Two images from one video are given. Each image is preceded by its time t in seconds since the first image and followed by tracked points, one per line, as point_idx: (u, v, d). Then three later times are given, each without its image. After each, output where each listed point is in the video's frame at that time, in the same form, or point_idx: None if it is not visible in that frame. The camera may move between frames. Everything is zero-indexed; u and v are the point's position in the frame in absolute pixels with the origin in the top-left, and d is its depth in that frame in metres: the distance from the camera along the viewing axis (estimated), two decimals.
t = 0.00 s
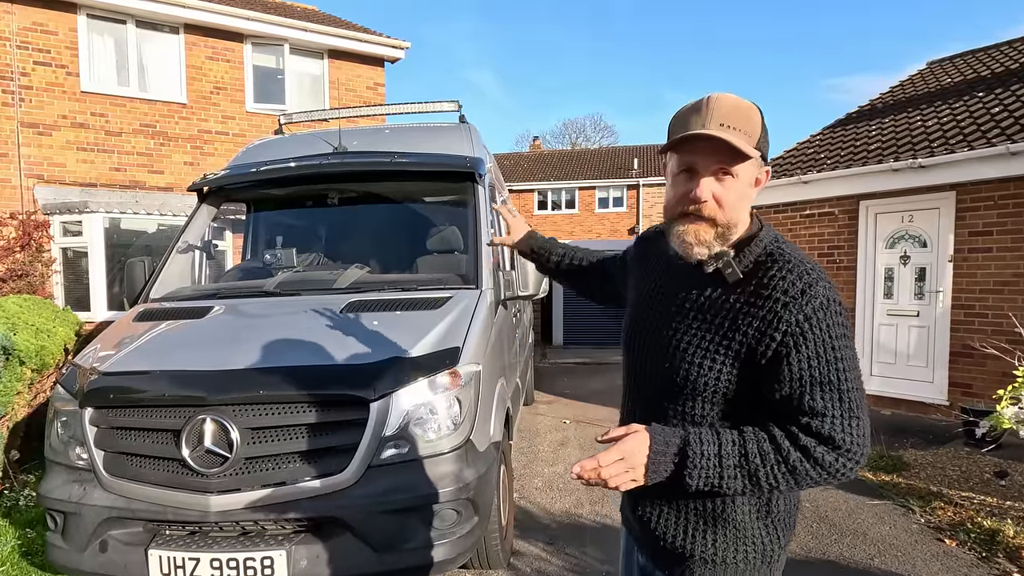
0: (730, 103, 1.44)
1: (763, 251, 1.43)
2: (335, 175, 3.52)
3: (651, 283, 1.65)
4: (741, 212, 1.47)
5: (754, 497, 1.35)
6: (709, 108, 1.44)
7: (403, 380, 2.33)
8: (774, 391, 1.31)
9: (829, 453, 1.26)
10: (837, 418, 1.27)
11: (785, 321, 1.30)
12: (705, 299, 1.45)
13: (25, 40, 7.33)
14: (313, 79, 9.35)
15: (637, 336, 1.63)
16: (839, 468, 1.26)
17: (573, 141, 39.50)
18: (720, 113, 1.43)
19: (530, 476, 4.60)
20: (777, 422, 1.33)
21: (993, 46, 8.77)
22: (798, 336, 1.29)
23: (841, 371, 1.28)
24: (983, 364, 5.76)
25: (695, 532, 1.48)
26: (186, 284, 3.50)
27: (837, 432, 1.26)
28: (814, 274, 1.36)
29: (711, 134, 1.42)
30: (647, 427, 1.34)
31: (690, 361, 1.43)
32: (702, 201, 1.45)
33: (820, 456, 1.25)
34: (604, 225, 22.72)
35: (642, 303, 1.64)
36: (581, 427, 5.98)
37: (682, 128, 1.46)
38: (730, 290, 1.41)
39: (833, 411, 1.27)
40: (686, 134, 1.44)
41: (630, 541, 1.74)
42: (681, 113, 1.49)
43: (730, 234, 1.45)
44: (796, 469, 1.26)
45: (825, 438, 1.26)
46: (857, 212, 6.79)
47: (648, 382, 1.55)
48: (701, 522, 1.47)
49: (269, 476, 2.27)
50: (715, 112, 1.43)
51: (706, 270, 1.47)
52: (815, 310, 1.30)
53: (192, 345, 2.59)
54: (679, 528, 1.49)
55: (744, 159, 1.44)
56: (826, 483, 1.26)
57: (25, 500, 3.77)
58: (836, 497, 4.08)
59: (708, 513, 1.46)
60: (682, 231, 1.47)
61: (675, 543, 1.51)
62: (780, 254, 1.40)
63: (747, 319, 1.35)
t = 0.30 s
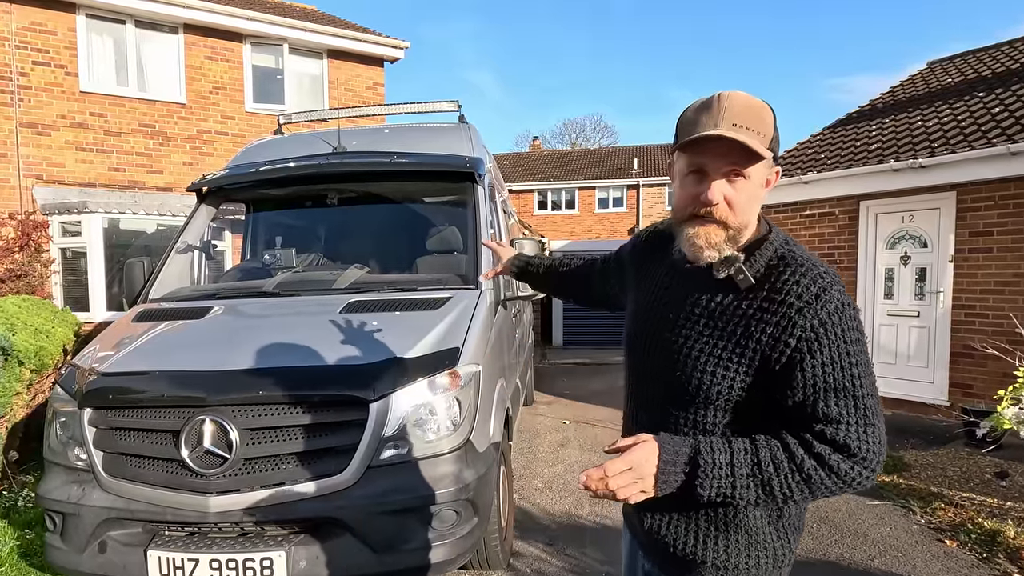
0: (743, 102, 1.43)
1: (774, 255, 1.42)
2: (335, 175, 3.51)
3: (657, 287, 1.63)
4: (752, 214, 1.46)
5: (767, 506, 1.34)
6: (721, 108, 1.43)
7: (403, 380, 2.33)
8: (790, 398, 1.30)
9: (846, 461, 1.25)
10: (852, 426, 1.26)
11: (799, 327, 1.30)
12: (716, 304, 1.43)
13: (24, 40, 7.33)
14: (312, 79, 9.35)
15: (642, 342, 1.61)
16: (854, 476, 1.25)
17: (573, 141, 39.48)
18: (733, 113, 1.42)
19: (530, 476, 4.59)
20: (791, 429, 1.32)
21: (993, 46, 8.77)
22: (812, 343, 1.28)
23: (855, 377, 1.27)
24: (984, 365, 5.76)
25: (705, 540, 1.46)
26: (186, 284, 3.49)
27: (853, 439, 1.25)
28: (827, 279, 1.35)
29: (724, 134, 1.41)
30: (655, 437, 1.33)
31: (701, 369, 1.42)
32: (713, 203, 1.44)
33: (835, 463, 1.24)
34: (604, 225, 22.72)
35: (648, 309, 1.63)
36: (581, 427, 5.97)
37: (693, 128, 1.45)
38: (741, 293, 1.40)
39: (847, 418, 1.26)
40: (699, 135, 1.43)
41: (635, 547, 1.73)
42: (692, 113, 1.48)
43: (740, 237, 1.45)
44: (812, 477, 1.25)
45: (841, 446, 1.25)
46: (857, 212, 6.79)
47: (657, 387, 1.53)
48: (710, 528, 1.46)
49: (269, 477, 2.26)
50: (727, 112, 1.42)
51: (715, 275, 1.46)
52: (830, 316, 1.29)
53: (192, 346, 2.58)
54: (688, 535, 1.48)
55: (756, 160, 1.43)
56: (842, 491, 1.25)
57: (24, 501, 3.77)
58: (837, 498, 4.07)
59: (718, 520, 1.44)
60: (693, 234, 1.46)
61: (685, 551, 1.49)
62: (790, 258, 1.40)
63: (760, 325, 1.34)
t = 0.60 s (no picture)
0: (744, 99, 1.43)
1: (779, 253, 1.41)
2: (334, 175, 3.50)
3: (657, 289, 1.61)
4: (753, 212, 1.45)
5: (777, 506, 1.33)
6: (721, 106, 1.42)
7: (402, 380, 2.32)
8: (800, 396, 1.30)
9: (858, 458, 1.25)
10: (862, 424, 1.26)
11: (808, 326, 1.29)
12: (721, 305, 1.42)
13: (23, 40, 7.32)
14: (312, 79, 9.34)
15: (646, 342, 1.59)
16: (865, 473, 1.25)
17: (573, 141, 39.48)
18: (733, 110, 1.41)
19: (529, 477, 4.59)
20: (802, 428, 1.32)
21: (993, 46, 8.76)
22: (821, 341, 1.28)
23: (864, 374, 1.27)
24: (984, 365, 5.75)
25: (711, 543, 1.45)
26: (185, 284, 3.48)
27: (864, 437, 1.25)
28: (832, 278, 1.35)
29: (725, 131, 1.40)
30: (667, 445, 1.31)
31: (708, 371, 1.40)
32: (715, 202, 1.44)
33: (848, 462, 1.24)
34: (604, 226, 22.71)
35: (646, 310, 1.62)
36: (580, 428, 5.96)
37: (695, 125, 1.44)
38: (747, 293, 1.39)
39: (858, 416, 1.26)
40: (699, 134, 1.42)
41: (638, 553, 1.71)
42: (692, 111, 1.47)
43: (742, 235, 1.44)
44: (826, 477, 1.25)
45: (853, 444, 1.25)
46: (858, 212, 6.78)
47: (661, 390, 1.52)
48: (718, 531, 1.44)
49: (269, 477, 2.25)
50: (728, 109, 1.41)
51: (719, 277, 1.45)
52: (836, 315, 1.29)
53: (191, 346, 2.57)
54: (696, 539, 1.47)
55: (757, 158, 1.43)
56: (854, 489, 1.25)
57: (23, 501, 3.77)
58: (837, 499, 4.06)
59: (726, 522, 1.43)
60: (695, 231, 1.46)
61: (691, 556, 1.48)
62: (794, 258, 1.40)
63: (767, 326, 1.34)
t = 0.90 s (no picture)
0: (737, 98, 1.43)
1: (773, 252, 1.42)
2: (334, 175, 3.49)
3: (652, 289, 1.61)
4: (745, 212, 1.45)
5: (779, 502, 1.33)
6: (714, 104, 1.42)
7: (401, 381, 2.31)
8: (797, 392, 1.30)
9: (855, 453, 1.25)
10: (859, 418, 1.26)
11: (804, 323, 1.30)
12: (717, 305, 1.42)
13: (22, 40, 7.31)
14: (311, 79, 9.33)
15: (642, 345, 1.58)
16: (863, 467, 1.26)
17: (573, 141, 39.48)
18: (725, 108, 1.41)
19: (529, 478, 4.58)
20: (799, 423, 1.32)
21: (993, 46, 8.76)
22: (817, 338, 1.28)
23: (860, 370, 1.28)
24: (985, 366, 5.74)
25: (714, 542, 1.45)
26: (184, 284, 3.48)
27: (861, 431, 1.26)
28: (826, 275, 1.36)
29: (719, 129, 1.40)
30: (669, 444, 1.29)
31: (704, 370, 1.40)
32: (708, 199, 1.44)
33: (846, 457, 1.24)
34: (603, 226, 22.70)
35: (642, 312, 1.61)
36: (580, 429, 5.96)
37: (688, 123, 1.44)
38: (743, 290, 1.39)
39: (854, 410, 1.27)
40: (692, 130, 1.42)
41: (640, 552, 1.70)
42: (685, 109, 1.47)
43: (735, 234, 1.44)
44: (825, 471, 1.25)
45: (850, 439, 1.25)
46: (858, 212, 6.77)
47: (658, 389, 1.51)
48: (721, 529, 1.44)
49: (268, 477, 2.25)
50: (721, 108, 1.41)
51: (716, 277, 1.44)
52: (832, 312, 1.30)
53: (190, 346, 2.57)
54: (698, 538, 1.46)
55: (750, 157, 1.43)
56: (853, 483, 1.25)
57: (21, 502, 3.76)
58: (837, 499, 4.05)
59: (727, 519, 1.43)
60: (688, 230, 1.45)
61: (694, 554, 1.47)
62: (789, 254, 1.40)
63: (762, 324, 1.34)
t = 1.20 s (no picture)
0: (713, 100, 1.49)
1: (756, 245, 1.46)
2: (334, 175, 3.48)
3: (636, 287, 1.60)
4: (725, 209, 1.49)
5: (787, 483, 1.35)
6: (693, 105, 1.48)
7: (401, 381, 2.30)
8: (793, 375, 1.32)
9: (854, 423, 1.29)
10: (853, 391, 1.31)
11: (794, 307, 1.33)
12: (710, 299, 1.42)
13: (21, 39, 7.31)
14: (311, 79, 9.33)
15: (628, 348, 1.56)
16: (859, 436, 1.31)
17: (573, 141, 39.47)
18: (704, 111, 1.46)
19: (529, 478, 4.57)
20: (796, 404, 1.34)
21: (994, 46, 8.75)
22: (809, 321, 1.32)
23: (846, 346, 1.33)
24: (986, 366, 5.74)
25: (723, 533, 1.44)
26: (183, 285, 3.47)
27: (855, 404, 1.31)
28: (808, 259, 1.41)
29: (702, 126, 1.45)
30: (687, 450, 1.28)
31: (702, 365, 1.39)
32: (692, 195, 1.47)
33: (846, 429, 1.28)
34: (604, 226, 22.69)
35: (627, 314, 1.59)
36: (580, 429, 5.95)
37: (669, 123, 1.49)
38: (733, 279, 1.41)
39: (846, 384, 1.31)
40: (673, 131, 1.47)
41: (643, 556, 1.66)
42: (665, 114, 1.52)
43: (718, 230, 1.47)
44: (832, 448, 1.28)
45: (849, 412, 1.29)
46: (859, 212, 6.77)
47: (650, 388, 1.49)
48: (729, 519, 1.44)
49: (268, 478, 2.24)
50: (701, 108, 1.47)
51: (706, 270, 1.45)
52: (818, 293, 1.34)
53: (189, 347, 2.56)
54: (707, 531, 1.45)
55: (729, 154, 1.49)
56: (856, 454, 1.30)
57: (20, 503, 3.75)
58: (837, 500, 4.05)
59: (733, 507, 1.44)
60: (674, 228, 1.46)
61: (704, 549, 1.46)
62: (772, 242, 1.45)
63: (757, 312, 1.36)
